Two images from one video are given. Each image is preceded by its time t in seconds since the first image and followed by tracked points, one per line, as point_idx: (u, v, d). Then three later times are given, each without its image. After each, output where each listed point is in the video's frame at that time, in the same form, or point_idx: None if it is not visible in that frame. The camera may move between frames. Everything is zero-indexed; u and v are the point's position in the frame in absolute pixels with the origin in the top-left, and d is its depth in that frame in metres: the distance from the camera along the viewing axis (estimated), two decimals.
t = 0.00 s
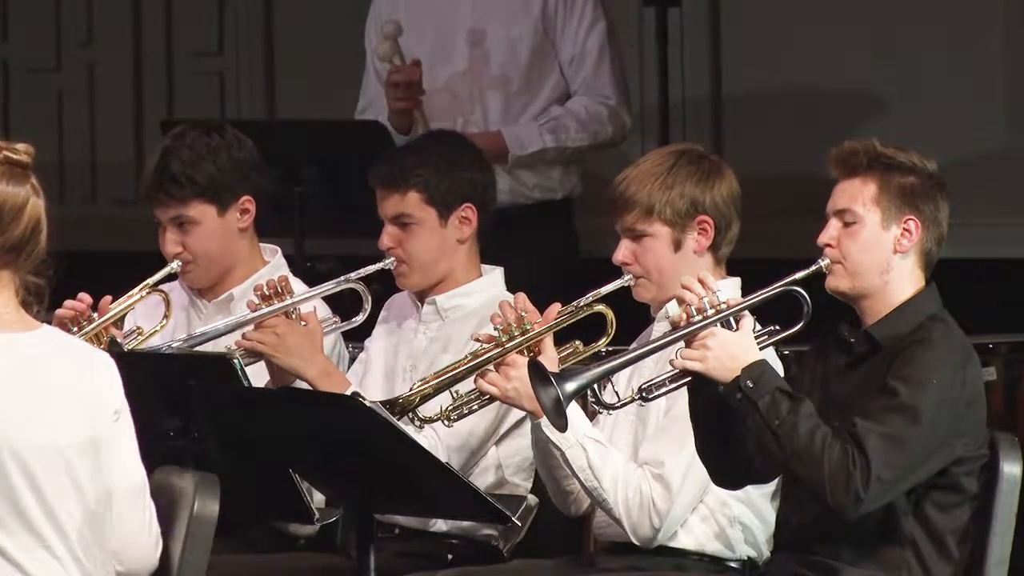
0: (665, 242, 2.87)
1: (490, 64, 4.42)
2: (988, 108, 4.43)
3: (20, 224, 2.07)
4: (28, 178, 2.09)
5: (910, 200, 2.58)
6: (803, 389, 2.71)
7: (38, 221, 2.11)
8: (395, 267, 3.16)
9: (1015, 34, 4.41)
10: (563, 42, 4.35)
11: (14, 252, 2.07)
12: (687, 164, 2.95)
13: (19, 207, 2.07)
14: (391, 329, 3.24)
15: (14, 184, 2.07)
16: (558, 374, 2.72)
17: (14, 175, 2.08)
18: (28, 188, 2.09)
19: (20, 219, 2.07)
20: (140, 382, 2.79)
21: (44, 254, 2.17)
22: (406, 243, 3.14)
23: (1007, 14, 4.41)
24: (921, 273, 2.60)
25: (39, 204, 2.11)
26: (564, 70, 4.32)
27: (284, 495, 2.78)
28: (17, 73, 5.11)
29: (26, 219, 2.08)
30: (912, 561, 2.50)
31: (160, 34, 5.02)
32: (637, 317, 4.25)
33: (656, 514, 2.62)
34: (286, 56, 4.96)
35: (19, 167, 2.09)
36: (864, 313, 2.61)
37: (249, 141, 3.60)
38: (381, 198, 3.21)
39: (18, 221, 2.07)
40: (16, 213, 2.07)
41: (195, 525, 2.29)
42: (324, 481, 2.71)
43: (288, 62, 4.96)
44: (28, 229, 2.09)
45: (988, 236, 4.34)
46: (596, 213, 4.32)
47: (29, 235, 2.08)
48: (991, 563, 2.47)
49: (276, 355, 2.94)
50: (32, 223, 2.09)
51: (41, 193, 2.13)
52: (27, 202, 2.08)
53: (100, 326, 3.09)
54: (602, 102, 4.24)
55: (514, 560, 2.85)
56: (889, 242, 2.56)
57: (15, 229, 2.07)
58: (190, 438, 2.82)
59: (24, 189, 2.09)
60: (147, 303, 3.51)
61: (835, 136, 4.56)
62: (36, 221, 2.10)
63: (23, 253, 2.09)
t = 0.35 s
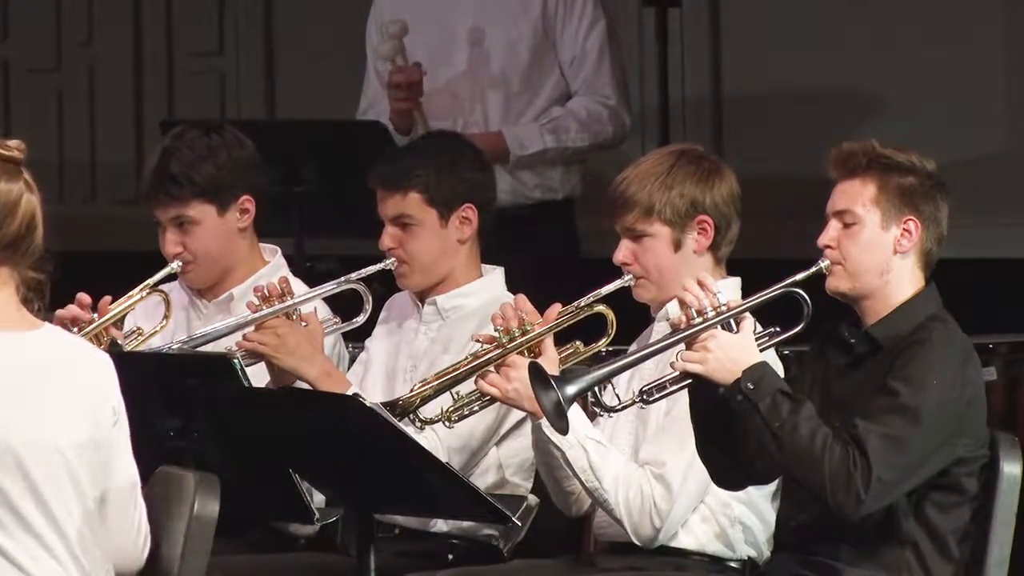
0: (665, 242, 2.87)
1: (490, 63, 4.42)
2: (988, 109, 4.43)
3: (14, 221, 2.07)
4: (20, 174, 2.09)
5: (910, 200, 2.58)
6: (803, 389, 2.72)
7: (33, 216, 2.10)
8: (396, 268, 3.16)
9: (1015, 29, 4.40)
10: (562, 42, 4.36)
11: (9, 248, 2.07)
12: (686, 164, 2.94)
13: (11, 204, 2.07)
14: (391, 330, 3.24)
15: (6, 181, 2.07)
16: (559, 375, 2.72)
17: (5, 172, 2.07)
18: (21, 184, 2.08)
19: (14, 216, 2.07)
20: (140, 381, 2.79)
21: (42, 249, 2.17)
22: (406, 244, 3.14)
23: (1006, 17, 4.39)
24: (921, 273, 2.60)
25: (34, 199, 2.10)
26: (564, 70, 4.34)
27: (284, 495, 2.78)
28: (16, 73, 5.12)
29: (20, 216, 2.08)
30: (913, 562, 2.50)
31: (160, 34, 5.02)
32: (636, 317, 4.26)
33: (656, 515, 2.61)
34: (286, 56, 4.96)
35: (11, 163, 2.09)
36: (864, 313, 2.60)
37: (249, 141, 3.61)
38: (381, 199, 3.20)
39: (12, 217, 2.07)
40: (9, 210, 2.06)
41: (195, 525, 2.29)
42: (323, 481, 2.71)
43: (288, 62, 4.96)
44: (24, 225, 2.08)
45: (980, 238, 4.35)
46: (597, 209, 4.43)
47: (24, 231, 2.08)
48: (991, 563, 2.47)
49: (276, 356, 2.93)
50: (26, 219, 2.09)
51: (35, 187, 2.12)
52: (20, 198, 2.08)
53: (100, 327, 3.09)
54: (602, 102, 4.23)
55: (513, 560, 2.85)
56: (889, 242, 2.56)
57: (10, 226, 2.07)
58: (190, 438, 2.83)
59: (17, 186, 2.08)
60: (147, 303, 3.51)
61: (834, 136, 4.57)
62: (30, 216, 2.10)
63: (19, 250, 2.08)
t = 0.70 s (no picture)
0: (665, 243, 2.87)
1: (490, 62, 4.44)
2: (989, 109, 4.35)
3: (8, 217, 2.06)
4: (8, 168, 2.08)
5: (909, 201, 2.58)
6: (804, 390, 2.72)
7: (27, 211, 2.09)
8: (397, 268, 3.16)
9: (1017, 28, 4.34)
10: (564, 43, 4.37)
11: (6, 245, 2.07)
12: (686, 164, 2.94)
13: (4, 200, 2.06)
14: (392, 330, 3.24)
15: None
16: (560, 376, 2.72)
17: None
18: (12, 179, 2.07)
19: (9, 212, 2.06)
20: (139, 382, 2.79)
21: (39, 242, 2.16)
22: (407, 244, 3.14)
23: (1007, 15, 4.32)
24: (920, 274, 2.60)
25: (27, 194, 2.10)
26: (565, 72, 4.34)
27: (284, 495, 2.78)
28: (17, 75, 5.07)
29: (14, 210, 2.07)
30: (913, 563, 2.50)
31: (161, 34, 4.97)
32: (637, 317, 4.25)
33: (657, 515, 2.61)
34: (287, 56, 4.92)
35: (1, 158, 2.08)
36: (864, 314, 2.61)
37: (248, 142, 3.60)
38: (382, 200, 3.20)
39: (7, 213, 2.06)
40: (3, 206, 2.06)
41: (195, 525, 2.29)
42: (323, 481, 2.71)
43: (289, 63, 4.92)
44: (19, 220, 2.08)
45: (976, 239, 4.30)
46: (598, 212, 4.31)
47: (20, 226, 2.07)
48: (992, 564, 2.47)
49: (277, 357, 2.93)
50: (21, 213, 2.08)
51: (26, 181, 2.11)
52: (13, 194, 2.07)
53: (100, 328, 3.09)
54: (603, 105, 4.29)
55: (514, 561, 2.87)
56: (889, 243, 2.56)
57: (5, 222, 2.06)
58: (190, 438, 2.82)
59: (9, 181, 2.08)
60: (148, 303, 3.51)
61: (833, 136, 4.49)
62: (24, 209, 2.09)
63: (17, 246, 2.08)
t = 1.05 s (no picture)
0: (665, 242, 2.87)
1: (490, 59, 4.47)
2: (988, 108, 4.31)
3: (7, 216, 2.06)
4: (7, 168, 2.08)
5: (910, 201, 2.58)
6: (804, 390, 2.72)
7: (26, 210, 2.10)
8: (397, 268, 3.16)
9: (1017, 32, 4.29)
10: (564, 43, 4.40)
11: (5, 244, 2.07)
12: (686, 164, 2.94)
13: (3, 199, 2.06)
14: (392, 330, 3.24)
15: None
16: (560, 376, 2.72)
17: None
18: (10, 179, 2.08)
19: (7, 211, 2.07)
20: (140, 382, 2.79)
21: (39, 240, 2.16)
22: (407, 244, 3.14)
23: (1009, 13, 4.29)
24: (921, 273, 2.61)
25: (26, 194, 2.10)
26: (565, 72, 4.37)
27: (285, 495, 2.78)
28: (17, 74, 5.07)
29: (13, 209, 2.08)
30: (913, 563, 2.50)
31: (160, 34, 4.96)
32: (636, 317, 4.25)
33: (657, 516, 2.62)
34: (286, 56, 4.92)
35: None
36: (864, 313, 2.61)
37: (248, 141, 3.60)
38: (383, 200, 3.20)
39: (6, 213, 2.07)
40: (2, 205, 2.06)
41: (195, 525, 2.29)
42: (323, 481, 2.71)
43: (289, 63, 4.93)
44: (18, 219, 2.08)
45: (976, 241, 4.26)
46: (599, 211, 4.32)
47: (19, 226, 2.08)
48: (991, 565, 2.47)
49: (277, 356, 2.93)
50: (20, 212, 2.08)
51: (25, 181, 2.11)
52: (12, 193, 2.08)
53: (100, 328, 3.09)
54: (606, 104, 4.31)
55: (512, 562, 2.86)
56: (889, 243, 2.56)
57: (4, 221, 2.06)
58: (189, 438, 2.83)
59: (7, 181, 2.08)
60: (148, 303, 3.51)
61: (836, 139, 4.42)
62: (25, 208, 2.09)
63: (17, 246, 2.08)
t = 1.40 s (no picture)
0: (665, 242, 2.87)
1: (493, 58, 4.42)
2: (989, 107, 4.50)
3: (5, 216, 2.07)
4: (6, 165, 2.08)
5: (909, 201, 2.58)
6: (804, 391, 2.72)
7: (24, 209, 2.10)
8: (398, 268, 3.16)
9: (1017, 32, 4.48)
10: (567, 43, 4.35)
11: (3, 242, 2.07)
12: (686, 164, 2.94)
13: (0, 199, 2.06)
14: (393, 330, 3.24)
15: None
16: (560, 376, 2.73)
17: None
18: (9, 177, 2.07)
19: (6, 210, 2.07)
20: (139, 383, 2.79)
21: (38, 239, 2.17)
22: (408, 244, 3.14)
23: (1008, 11, 4.48)
24: (920, 274, 2.61)
25: (22, 193, 2.10)
26: (567, 71, 4.33)
27: (285, 495, 2.78)
28: (16, 74, 5.36)
29: (11, 208, 2.07)
30: (912, 563, 2.50)
31: (159, 35, 5.17)
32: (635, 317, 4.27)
33: (658, 516, 2.62)
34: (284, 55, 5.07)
35: None
36: (864, 314, 2.61)
37: (248, 141, 3.60)
38: (383, 200, 3.21)
39: (4, 211, 2.07)
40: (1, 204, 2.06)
41: (195, 525, 2.29)
42: (323, 482, 2.72)
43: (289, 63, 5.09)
44: (16, 217, 2.08)
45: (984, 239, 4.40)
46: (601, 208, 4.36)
47: (16, 225, 2.08)
48: (991, 564, 2.47)
49: (277, 356, 2.93)
50: (18, 211, 2.08)
51: (22, 179, 2.11)
52: (10, 192, 2.08)
53: (101, 328, 3.08)
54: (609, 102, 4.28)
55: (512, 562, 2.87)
56: (889, 243, 2.56)
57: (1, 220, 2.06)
58: (189, 438, 2.83)
59: (5, 179, 2.07)
60: (147, 303, 3.51)
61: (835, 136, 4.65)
62: (21, 207, 2.09)
63: (15, 244, 2.09)
